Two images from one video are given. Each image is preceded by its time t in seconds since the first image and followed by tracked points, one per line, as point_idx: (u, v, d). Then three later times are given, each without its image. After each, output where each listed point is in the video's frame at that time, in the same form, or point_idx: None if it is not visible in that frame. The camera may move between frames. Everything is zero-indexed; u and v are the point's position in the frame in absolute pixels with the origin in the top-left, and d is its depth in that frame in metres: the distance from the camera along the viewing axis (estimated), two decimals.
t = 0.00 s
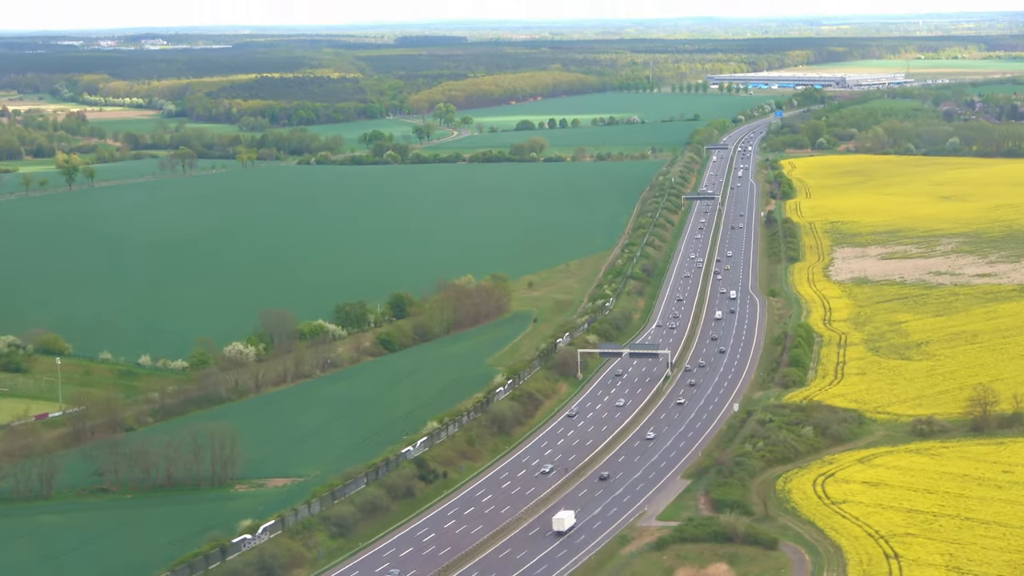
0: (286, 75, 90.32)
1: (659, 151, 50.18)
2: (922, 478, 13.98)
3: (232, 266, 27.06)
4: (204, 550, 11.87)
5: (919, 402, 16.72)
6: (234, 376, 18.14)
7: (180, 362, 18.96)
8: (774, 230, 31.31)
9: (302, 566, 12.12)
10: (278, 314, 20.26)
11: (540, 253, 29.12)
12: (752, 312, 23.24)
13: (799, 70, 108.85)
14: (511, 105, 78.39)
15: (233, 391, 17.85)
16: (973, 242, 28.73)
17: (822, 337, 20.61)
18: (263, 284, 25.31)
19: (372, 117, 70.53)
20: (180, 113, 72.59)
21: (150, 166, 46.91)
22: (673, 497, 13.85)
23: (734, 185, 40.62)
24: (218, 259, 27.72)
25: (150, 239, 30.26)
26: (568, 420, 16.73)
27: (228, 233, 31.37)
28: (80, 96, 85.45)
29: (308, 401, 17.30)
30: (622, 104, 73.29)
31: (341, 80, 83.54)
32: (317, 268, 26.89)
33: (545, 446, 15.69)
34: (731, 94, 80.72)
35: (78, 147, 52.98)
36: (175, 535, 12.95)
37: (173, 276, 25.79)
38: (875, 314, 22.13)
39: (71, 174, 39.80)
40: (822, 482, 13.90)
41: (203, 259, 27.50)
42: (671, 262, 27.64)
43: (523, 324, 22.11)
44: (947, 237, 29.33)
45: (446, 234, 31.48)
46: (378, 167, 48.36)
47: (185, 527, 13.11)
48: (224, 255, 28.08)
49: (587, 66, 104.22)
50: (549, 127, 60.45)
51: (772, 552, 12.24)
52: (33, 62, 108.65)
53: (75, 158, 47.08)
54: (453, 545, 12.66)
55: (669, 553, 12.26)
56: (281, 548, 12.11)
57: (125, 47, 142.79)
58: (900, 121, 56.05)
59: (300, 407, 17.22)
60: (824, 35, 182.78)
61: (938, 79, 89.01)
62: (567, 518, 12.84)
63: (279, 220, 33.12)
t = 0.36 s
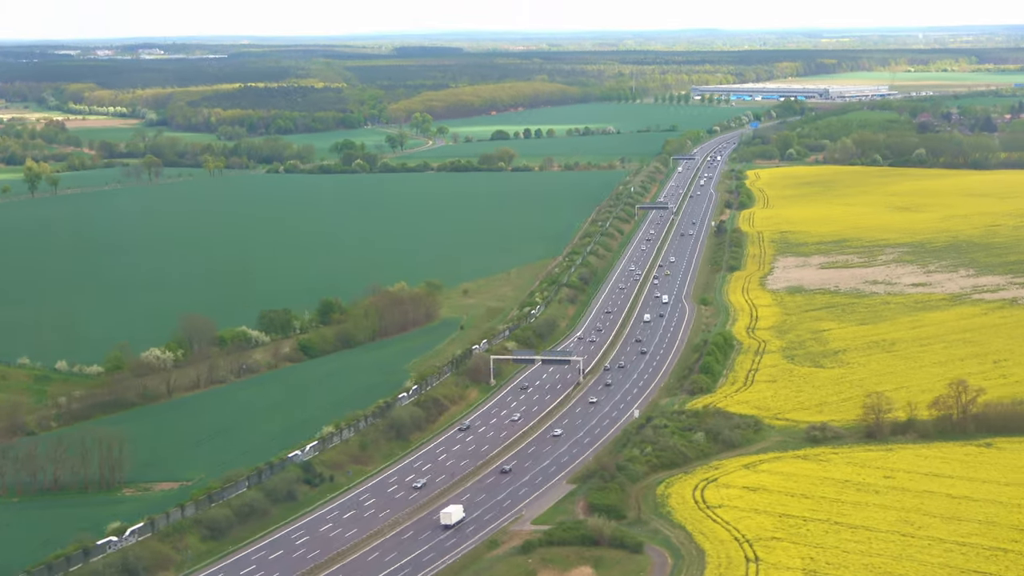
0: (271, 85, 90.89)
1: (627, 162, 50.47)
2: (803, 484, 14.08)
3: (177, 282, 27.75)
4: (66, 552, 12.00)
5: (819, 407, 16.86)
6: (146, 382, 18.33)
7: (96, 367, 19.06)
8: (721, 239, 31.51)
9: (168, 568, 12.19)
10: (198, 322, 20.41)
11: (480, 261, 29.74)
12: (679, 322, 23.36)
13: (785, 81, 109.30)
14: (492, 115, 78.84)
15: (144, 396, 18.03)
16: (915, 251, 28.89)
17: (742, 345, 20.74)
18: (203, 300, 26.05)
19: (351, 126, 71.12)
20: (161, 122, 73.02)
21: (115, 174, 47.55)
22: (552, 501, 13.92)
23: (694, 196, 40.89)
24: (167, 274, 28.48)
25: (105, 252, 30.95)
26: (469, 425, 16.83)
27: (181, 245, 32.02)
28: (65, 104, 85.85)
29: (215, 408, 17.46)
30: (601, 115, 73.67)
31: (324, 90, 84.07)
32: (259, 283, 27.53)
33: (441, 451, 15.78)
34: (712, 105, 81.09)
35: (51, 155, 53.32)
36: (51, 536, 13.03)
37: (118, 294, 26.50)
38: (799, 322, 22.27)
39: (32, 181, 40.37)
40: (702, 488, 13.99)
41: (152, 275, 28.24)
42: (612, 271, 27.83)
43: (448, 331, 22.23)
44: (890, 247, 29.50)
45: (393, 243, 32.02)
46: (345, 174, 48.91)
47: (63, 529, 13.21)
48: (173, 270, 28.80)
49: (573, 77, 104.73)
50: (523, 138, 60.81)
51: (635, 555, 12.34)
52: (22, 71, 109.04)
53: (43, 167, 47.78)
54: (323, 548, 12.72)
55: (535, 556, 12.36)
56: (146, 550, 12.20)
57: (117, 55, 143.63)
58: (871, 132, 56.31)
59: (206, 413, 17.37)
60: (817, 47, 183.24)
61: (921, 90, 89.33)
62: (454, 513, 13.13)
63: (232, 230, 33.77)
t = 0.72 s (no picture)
0: (255, 73, 91.00)
1: (595, 150, 50.64)
2: (684, 465, 14.26)
3: (125, 282, 28.56)
4: None
5: (720, 390, 17.07)
6: (59, 365, 18.51)
7: (12, 349, 19.12)
8: (668, 226, 31.80)
9: (40, 547, 12.31)
10: (120, 304, 20.46)
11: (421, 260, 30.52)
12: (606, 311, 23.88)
13: (772, 68, 109.23)
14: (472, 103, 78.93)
15: (56, 379, 18.21)
16: (858, 237, 29.05)
17: (663, 329, 21.02)
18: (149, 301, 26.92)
19: (330, 113, 71.24)
20: (140, 109, 73.03)
21: (82, 160, 47.65)
22: (435, 481, 14.06)
23: (654, 183, 41.10)
24: (118, 275, 29.35)
25: (61, 251, 31.80)
26: (373, 408, 17.01)
27: (137, 245, 32.90)
28: (48, 92, 85.76)
29: (125, 393, 17.73)
30: (579, 102, 73.77)
31: (306, 77, 84.15)
32: (203, 283, 28.34)
33: (338, 433, 15.93)
34: (693, 91, 81.15)
35: (22, 142, 53.37)
36: None
37: (65, 294, 27.32)
38: (724, 308, 22.50)
39: None
40: (583, 468, 14.18)
41: (103, 276, 29.11)
42: (553, 259, 28.06)
43: (375, 316, 22.40)
44: (833, 233, 29.68)
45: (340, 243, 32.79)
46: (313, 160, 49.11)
47: None
48: (124, 271, 29.69)
49: (558, 64, 104.72)
50: (497, 125, 60.96)
51: (500, 535, 12.55)
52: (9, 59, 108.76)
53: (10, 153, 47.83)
54: (196, 528, 12.84)
55: (402, 536, 12.54)
56: (18, 530, 12.33)
57: (107, 42, 143.62)
58: (842, 118, 56.42)
59: (115, 397, 17.62)
60: (813, 34, 181.12)
61: (904, 76, 89.25)
62: (350, 482, 13.56)
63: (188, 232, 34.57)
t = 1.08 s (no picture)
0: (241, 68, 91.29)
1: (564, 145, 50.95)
2: (572, 460, 14.42)
3: (76, 271, 29.07)
4: None
5: (624, 382, 17.44)
6: None
7: None
8: (614, 227, 32.40)
9: None
10: (45, 296, 20.89)
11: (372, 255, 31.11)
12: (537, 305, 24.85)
13: (760, 64, 109.01)
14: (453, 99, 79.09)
15: None
16: (800, 233, 29.24)
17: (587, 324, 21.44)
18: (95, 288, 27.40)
19: (310, 109, 71.49)
20: (122, 104, 73.23)
21: (51, 155, 47.89)
22: (318, 472, 14.37)
23: (610, 184, 41.84)
24: (70, 263, 29.86)
25: (18, 240, 32.34)
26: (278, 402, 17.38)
27: (93, 233, 33.44)
28: (34, 87, 85.93)
29: (36, 384, 18.04)
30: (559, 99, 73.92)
31: (290, 72, 84.38)
32: (153, 275, 28.90)
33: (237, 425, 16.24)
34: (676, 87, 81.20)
35: None
36: None
37: (15, 281, 27.88)
38: (651, 306, 22.89)
39: None
40: (467, 461, 14.40)
41: (56, 265, 29.62)
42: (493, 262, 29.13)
43: (299, 314, 22.92)
44: (776, 230, 29.91)
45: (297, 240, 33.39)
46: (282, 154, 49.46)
47: None
48: (77, 260, 30.19)
49: (546, 60, 104.72)
50: (472, 121, 61.18)
51: (370, 523, 12.82)
52: None
53: None
54: (74, 516, 13.03)
55: (272, 525, 12.82)
56: None
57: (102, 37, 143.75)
58: (815, 114, 56.53)
59: (24, 388, 17.92)
60: (805, 30, 181.13)
61: (887, 73, 89.32)
62: (249, 464, 14.09)
63: (153, 224, 35.08)
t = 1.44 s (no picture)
0: (235, 78, 92.20)
1: (535, 150, 51.78)
2: (463, 451, 14.95)
3: (43, 267, 30.15)
4: None
5: (531, 375, 18.22)
6: None
7: None
8: (564, 228, 33.05)
9: None
10: None
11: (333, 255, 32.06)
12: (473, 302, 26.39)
13: (750, 68, 109.32)
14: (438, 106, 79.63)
15: None
16: (740, 232, 29.72)
17: (514, 322, 22.17)
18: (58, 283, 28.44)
19: (299, 117, 72.11)
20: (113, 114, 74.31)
21: (34, 163, 49.01)
22: (216, 465, 15.11)
23: (569, 186, 42.69)
24: (39, 261, 30.93)
25: None
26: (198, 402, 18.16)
27: (65, 234, 34.59)
28: (30, 98, 87.03)
29: None
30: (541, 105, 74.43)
31: (281, 81, 85.12)
32: (116, 272, 29.97)
33: (153, 424, 17.07)
34: (658, 92, 81.59)
35: None
36: None
37: None
38: (578, 303, 23.45)
39: None
40: (362, 454, 14.92)
41: (24, 262, 30.69)
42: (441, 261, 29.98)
43: (235, 317, 23.65)
44: (717, 229, 30.40)
45: (259, 244, 34.34)
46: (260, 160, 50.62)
47: None
48: (45, 258, 31.26)
49: (537, 67, 105.27)
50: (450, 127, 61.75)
51: (257, 512, 13.41)
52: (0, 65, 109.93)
53: None
54: None
55: (162, 515, 13.45)
56: None
57: (111, 47, 144.65)
58: (785, 117, 56.90)
59: None
60: (797, 36, 181.60)
61: (869, 76, 89.49)
62: (169, 449, 15.21)
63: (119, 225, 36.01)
